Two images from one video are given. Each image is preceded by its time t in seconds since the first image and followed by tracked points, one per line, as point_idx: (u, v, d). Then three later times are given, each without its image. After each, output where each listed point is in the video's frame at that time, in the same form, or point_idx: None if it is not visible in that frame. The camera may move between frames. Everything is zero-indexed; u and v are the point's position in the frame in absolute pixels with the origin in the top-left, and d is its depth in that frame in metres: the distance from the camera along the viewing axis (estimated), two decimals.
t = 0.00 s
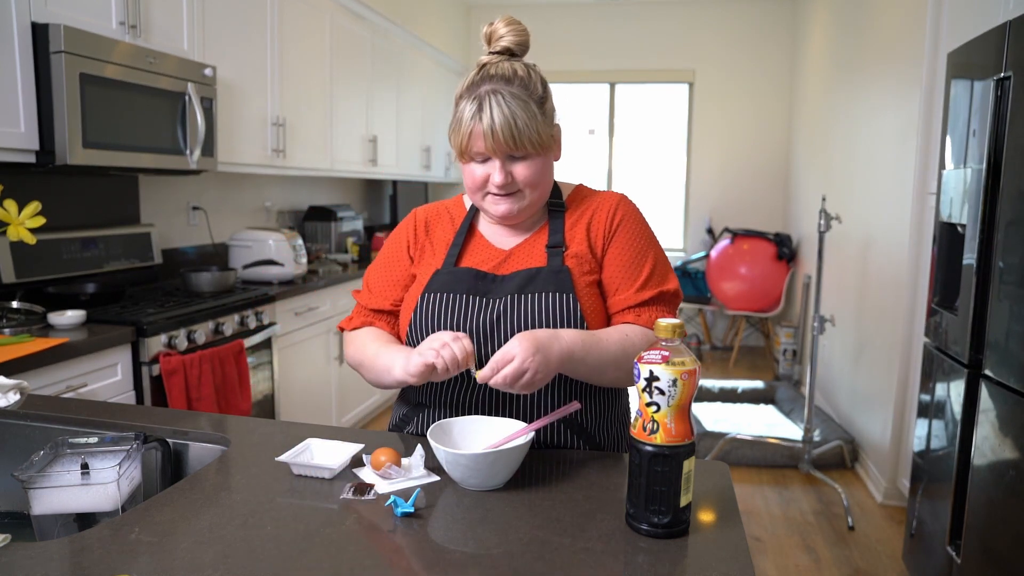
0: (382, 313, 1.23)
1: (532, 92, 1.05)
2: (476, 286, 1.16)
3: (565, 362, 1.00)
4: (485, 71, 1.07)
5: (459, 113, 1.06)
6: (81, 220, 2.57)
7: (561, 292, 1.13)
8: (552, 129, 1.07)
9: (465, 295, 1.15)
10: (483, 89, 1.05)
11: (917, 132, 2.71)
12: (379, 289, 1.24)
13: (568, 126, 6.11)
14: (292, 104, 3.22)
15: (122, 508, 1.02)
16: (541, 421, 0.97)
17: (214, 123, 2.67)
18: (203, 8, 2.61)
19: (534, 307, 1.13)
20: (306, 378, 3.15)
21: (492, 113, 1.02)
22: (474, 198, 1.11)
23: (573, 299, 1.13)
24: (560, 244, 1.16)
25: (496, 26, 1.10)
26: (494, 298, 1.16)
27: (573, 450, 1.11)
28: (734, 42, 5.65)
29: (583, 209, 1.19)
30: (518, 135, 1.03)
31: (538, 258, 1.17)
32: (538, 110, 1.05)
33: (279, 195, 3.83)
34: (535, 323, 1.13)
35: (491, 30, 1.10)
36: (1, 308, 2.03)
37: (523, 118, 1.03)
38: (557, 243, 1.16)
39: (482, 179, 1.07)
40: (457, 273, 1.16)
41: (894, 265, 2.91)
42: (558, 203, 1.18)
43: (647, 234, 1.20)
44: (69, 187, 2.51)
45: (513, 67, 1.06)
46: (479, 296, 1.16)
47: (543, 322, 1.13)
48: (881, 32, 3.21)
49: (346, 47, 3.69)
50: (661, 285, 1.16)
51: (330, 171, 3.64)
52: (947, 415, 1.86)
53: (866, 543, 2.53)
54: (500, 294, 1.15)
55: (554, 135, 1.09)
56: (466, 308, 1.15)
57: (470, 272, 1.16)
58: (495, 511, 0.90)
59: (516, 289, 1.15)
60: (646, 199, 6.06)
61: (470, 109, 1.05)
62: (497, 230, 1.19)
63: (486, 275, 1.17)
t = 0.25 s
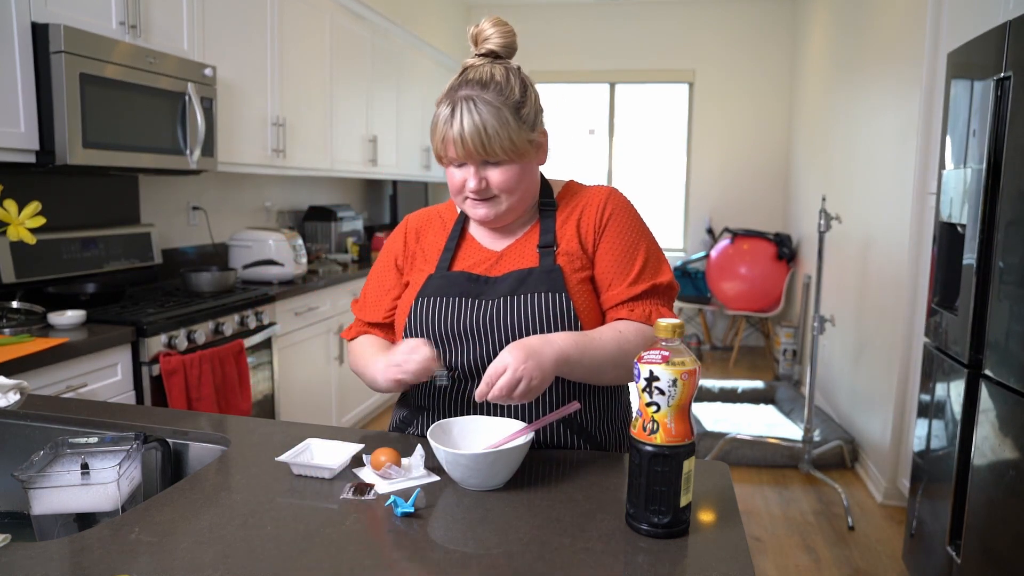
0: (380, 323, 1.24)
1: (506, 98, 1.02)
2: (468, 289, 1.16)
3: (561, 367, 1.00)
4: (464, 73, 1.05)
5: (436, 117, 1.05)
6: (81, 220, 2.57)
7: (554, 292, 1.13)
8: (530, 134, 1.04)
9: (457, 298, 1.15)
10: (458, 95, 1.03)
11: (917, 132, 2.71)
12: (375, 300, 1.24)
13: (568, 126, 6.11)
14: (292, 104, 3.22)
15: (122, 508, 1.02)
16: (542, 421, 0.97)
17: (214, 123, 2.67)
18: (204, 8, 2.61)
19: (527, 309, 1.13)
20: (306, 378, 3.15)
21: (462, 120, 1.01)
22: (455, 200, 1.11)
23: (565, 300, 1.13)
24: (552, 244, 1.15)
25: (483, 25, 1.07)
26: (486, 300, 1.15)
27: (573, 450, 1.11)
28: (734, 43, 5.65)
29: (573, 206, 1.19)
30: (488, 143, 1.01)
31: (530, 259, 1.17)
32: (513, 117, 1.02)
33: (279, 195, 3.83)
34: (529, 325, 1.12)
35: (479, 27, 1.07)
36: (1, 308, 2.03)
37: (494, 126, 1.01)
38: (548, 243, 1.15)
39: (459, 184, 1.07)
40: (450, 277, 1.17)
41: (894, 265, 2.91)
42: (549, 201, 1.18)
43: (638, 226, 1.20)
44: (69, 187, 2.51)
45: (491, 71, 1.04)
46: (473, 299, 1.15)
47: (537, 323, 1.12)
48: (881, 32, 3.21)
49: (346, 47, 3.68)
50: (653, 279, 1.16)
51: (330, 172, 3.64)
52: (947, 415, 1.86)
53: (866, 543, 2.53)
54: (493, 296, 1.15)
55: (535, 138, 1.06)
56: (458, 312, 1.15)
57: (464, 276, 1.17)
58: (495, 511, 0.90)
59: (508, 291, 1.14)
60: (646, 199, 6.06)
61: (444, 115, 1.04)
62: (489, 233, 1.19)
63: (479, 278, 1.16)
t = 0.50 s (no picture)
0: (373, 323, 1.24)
1: (494, 104, 1.02)
2: (464, 292, 1.16)
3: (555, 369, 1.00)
4: (456, 77, 1.05)
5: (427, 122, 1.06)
6: (82, 220, 2.57)
7: (549, 295, 1.13)
8: (519, 140, 1.04)
9: (454, 301, 1.15)
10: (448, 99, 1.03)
11: (917, 132, 2.71)
12: (369, 299, 1.25)
13: (568, 126, 6.11)
14: (292, 104, 3.22)
15: (122, 509, 1.02)
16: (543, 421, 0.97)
17: (214, 123, 2.67)
18: (204, 8, 2.61)
19: (523, 311, 1.13)
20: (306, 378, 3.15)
21: (451, 125, 1.01)
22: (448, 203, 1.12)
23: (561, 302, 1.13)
24: (547, 247, 1.16)
25: (479, 27, 1.07)
26: (481, 303, 1.14)
27: (572, 451, 1.11)
28: (734, 42, 5.65)
29: (569, 208, 1.19)
30: (476, 148, 1.01)
31: (526, 262, 1.17)
32: (501, 122, 1.02)
33: (279, 195, 3.83)
34: (525, 328, 1.12)
35: (474, 30, 1.08)
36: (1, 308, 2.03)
37: (482, 132, 1.01)
38: (544, 245, 1.16)
39: (449, 187, 1.07)
40: (447, 280, 1.17)
41: (894, 265, 2.91)
42: (545, 203, 1.18)
43: (634, 228, 1.20)
44: (69, 187, 2.51)
45: (482, 75, 1.04)
46: (468, 302, 1.15)
47: (532, 325, 1.12)
48: (881, 32, 3.21)
49: (346, 47, 3.68)
50: (650, 282, 1.15)
51: (330, 171, 3.64)
52: (947, 415, 1.86)
53: (866, 543, 2.53)
54: (488, 299, 1.14)
55: (524, 144, 1.06)
56: (455, 315, 1.15)
57: (460, 279, 1.17)
58: (495, 511, 0.90)
59: (504, 294, 1.14)
60: (646, 199, 6.06)
61: (434, 120, 1.04)
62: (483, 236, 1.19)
63: (474, 281, 1.16)
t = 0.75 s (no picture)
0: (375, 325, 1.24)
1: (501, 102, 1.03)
2: (466, 294, 1.15)
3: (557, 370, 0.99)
4: (455, 79, 1.05)
5: (430, 125, 1.05)
6: (82, 220, 2.57)
7: (551, 296, 1.13)
8: (525, 136, 1.05)
9: (455, 303, 1.15)
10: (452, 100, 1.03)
11: (917, 132, 2.71)
12: (371, 302, 1.25)
13: (568, 126, 6.11)
14: (292, 104, 3.22)
15: (122, 509, 1.02)
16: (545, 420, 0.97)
17: (214, 123, 2.67)
18: (204, 8, 2.61)
19: (525, 312, 1.13)
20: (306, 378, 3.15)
21: (460, 125, 1.01)
22: (454, 206, 1.11)
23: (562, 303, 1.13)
24: (548, 247, 1.16)
25: (467, 28, 1.07)
26: (483, 305, 1.14)
27: (573, 451, 1.11)
28: (734, 42, 5.65)
29: (569, 208, 1.19)
30: (487, 147, 1.01)
31: (527, 262, 1.17)
32: (508, 119, 1.02)
33: (279, 195, 3.83)
34: (527, 329, 1.13)
35: (463, 30, 1.07)
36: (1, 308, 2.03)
37: (492, 129, 1.01)
38: (545, 246, 1.16)
39: (457, 190, 1.07)
40: (448, 282, 1.16)
41: (895, 265, 2.91)
42: (545, 203, 1.18)
43: (634, 227, 1.20)
44: (69, 187, 2.51)
45: (482, 74, 1.04)
46: (470, 304, 1.15)
47: (535, 326, 1.13)
48: (881, 31, 3.20)
49: (346, 47, 3.69)
50: (650, 281, 1.15)
51: (330, 172, 3.64)
52: (947, 415, 1.86)
53: (866, 543, 2.53)
54: (490, 301, 1.14)
55: (530, 139, 1.06)
56: (457, 317, 1.14)
57: (461, 281, 1.16)
58: (495, 511, 0.90)
59: (506, 295, 1.14)
60: (646, 199, 6.05)
61: (440, 122, 1.03)
62: (484, 237, 1.18)
63: (475, 283, 1.16)
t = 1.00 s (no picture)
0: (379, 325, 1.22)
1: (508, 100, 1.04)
2: (468, 293, 1.16)
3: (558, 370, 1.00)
4: (461, 77, 1.05)
5: (437, 124, 1.05)
6: (81, 220, 2.57)
7: (554, 295, 1.13)
8: (532, 134, 1.06)
9: (457, 303, 1.15)
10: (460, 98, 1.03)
11: (917, 132, 2.71)
12: (374, 301, 1.22)
13: (568, 126, 6.11)
14: (292, 104, 3.22)
15: (122, 509, 1.02)
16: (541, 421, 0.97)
17: (214, 123, 2.67)
18: (204, 8, 2.61)
19: (528, 312, 1.13)
20: (306, 378, 3.15)
21: (469, 123, 1.01)
22: (459, 206, 1.11)
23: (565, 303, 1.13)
24: (550, 246, 1.16)
25: (470, 28, 1.07)
26: (486, 305, 1.15)
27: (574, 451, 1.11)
28: (734, 42, 5.65)
29: (570, 207, 1.19)
30: (497, 144, 1.02)
31: (529, 262, 1.17)
32: (517, 117, 1.03)
33: (279, 195, 3.83)
34: (531, 328, 1.13)
35: (466, 29, 1.07)
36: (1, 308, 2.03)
37: (502, 127, 1.01)
38: (547, 245, 1.16)
39: (464, 188, 1.06)
40: (450, 280, 1.16)
41: (895, 264, 2.91)
42: (547, 203, 1.18)
43: (634, 227, 1.20)
44: (69, 187, 2.51)
45: (489, 73, 1.04)
46: (472, 304, 1.15)
47: (539, 326, 1.13)
48: (881, 31, 3.20)
49: (346, 47, 3.69)
50: (650, 281, 1.15)
51: (330, 171, 3.64)
52: (947, 415, 1.86)
53: (866, 543, 2.53)
54: (493, 300, 1.15)
55: (536, 138, 1.07)
56: (459, 318, 1.15)
57: (463, 279, 1.16)
58: (495, 511, 0.90)
59: (509, 295, 1.14)
60: (646, 199, 6.06)
61: (448, 120, 1.03)
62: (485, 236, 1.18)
63: (477, 282, 1.16)
